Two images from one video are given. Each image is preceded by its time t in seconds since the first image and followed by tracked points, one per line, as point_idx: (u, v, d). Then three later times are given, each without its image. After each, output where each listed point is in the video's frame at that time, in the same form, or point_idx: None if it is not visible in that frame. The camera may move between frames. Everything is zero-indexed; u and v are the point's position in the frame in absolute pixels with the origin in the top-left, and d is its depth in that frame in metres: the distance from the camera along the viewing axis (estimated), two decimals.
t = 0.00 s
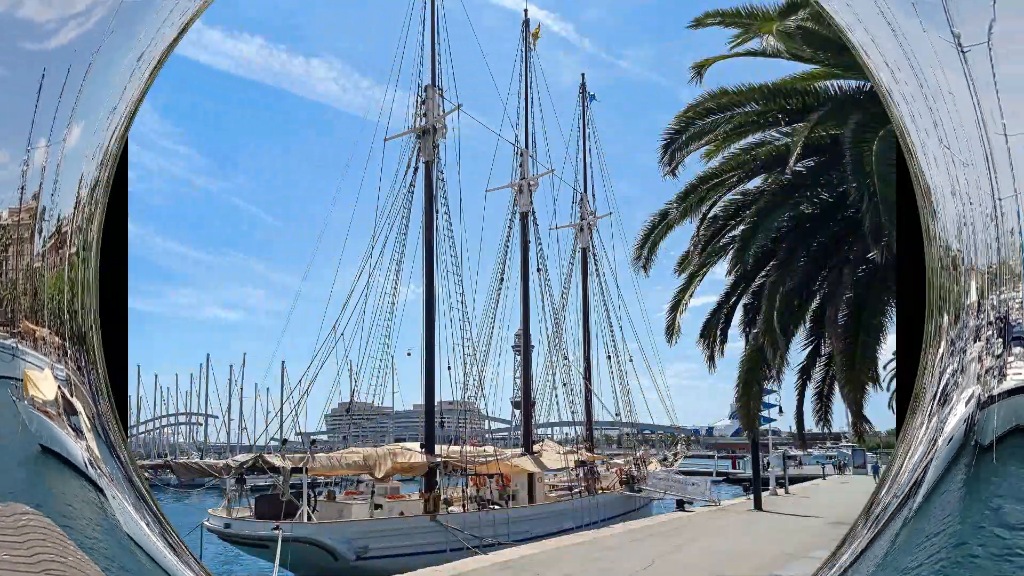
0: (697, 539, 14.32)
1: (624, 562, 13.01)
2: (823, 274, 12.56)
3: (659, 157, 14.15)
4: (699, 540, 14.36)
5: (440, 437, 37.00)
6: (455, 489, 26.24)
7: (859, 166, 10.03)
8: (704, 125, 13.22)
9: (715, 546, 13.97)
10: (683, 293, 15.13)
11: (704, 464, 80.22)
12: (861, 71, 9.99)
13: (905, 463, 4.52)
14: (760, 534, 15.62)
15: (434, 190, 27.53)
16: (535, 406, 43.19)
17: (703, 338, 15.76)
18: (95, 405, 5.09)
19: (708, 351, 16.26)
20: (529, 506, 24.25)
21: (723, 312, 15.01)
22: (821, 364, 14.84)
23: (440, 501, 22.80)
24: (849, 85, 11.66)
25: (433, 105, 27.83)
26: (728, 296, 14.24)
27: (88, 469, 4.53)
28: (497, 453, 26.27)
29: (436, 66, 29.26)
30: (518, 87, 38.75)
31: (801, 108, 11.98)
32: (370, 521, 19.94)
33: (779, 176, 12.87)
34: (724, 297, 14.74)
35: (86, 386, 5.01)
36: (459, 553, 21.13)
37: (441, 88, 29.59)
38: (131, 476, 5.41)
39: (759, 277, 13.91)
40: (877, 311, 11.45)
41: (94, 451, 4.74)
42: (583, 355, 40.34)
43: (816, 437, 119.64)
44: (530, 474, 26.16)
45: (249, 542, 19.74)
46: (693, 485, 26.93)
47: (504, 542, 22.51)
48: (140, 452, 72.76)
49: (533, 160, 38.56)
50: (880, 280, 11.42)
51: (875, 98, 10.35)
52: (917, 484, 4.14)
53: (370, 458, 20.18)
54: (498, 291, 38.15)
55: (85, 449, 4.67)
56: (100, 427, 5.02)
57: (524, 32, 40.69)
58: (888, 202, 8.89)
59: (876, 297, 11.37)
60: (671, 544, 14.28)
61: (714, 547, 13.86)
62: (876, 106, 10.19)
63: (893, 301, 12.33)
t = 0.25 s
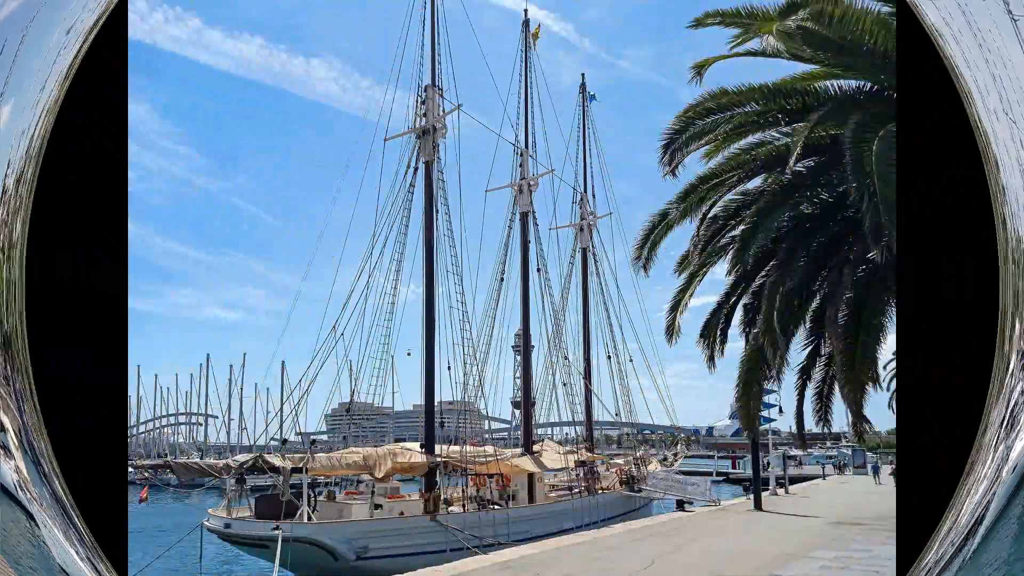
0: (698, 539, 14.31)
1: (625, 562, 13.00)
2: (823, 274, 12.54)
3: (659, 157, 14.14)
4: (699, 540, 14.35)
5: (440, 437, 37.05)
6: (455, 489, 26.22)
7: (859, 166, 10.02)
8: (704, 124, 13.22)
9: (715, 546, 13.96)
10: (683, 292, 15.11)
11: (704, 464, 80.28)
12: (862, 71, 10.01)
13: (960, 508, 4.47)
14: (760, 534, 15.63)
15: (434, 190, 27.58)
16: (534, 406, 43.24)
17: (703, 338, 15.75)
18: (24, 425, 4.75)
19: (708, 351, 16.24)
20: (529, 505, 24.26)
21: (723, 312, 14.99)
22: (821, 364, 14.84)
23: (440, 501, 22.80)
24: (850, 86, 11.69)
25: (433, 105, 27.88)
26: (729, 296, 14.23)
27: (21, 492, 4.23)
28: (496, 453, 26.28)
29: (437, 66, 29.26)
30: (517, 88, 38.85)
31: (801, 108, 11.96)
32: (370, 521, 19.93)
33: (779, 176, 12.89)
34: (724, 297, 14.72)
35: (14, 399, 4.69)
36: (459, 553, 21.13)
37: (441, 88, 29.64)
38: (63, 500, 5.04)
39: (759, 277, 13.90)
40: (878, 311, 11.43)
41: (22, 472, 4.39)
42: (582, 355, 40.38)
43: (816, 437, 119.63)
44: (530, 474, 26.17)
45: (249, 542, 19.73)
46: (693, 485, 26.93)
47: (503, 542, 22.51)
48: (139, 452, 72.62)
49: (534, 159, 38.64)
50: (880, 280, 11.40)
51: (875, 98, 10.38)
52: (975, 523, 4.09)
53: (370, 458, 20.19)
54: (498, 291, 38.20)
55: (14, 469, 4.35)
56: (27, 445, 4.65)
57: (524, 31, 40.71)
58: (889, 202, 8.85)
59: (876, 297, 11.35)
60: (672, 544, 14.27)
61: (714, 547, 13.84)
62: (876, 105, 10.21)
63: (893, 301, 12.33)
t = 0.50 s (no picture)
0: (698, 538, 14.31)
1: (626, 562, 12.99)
2: (823, 274, 12.58)
3: (659, 157, 14.12)
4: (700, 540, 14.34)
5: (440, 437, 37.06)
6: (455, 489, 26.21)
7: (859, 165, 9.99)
8: (704, 124, 13.21)
9: (715, 546, 13.96)
10: (683, 292, 15.13)
11: (704, 464, 80.41)
12: (862, 72, 10.08)
13: None
14: (760, 534, 15.65)
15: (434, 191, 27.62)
16: (535, 406, 43.28)
17: (703, 338, 15.76)
18: None
19: (708, 351, 16.25)
20: (529, 505, 24.26)
21: (723, 312, 15.01)
22: (820, 364, 14.86)
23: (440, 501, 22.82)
24: (850, 86, 11.71)
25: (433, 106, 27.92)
26: (728, 296, 14.24)
27: None
28: (497, 453, 26.31)
29: (437, 66, 29.20)
30: (517, 87, 38.42)
31: (801, 108, 11.99)
32: (370, 520, 19.93)
33: (779, 176, 12.89)
34: (724, 297, 14.74)
35: None
36: (459, 553, 21.16)
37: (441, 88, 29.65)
38: None
39: (759, 277, 13.92)
40: (877, 312, 11.42)
41: None
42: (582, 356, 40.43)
43: (816, 436, 119.52)
44: (530, 474, 26.19)
45: (249, 542, 19.69)
46: (693, 485, 27.00)
47: (503, 542, 22.51)
48: (140, 452, 72.60)
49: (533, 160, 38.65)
50: (880, 280, 11.37)
51: (874, 99, 10.48)
52: None
53: (370, 458, 20.19)
54: (498, 291, 38.10)
55: None
56: None
57: (524, 32, 40.73)
58: (888, 202, 8.82)
59: (876, 297, 11.33)
60: (672, 544, 14.27)
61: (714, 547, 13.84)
62: (876, 106, 10.28)
63: (894, 301, 12.34)
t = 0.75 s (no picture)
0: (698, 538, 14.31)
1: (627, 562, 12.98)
2: (823, 273, 12.74)
3: (659, 157, 14.12)
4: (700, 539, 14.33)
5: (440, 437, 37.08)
6: (454, 489, 26.19)
7: (859, 164, 9.93)
8: (704, 124, 13.20)
9: (715, 546, 13.96)
10: (683, 292, 15.13)
11: (704, 464, 80.52)
12: (861, 72, 10.14)
13: None
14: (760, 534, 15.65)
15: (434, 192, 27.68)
16: (535, 406, 43.34)
17: (703, 338, 15.77)
18: None
19: (708, 351, 16.25)
20: (529, 505, 24.26)
21: (723, 313, 15.00)
22: (820, 364, 14.86)
23: (440, 501, 22.82)
24: (850, 86, 11.71)
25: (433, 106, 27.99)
26: (728, 296, 14.24)
27: None
28: (497, 453, 26.33)
29: (438, 66, 29.31)
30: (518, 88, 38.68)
31: (801, 108, 12.00)
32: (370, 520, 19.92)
33: (779, 175, 12.85)
34: (724, 297, 14.74)
35: None
36: (459, 553, 21.16)
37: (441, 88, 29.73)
38: None
39: (759, 277, 13.93)
40: (877, 311, 11.36)
41: None
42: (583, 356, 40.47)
43: (816, 436, 119.54)
44: (530, 474, 26.21)
45: (249, 542, 19.68)
46: (692, 485, 27.03)
47: (504, 542, 22.51)
48: (140, 452, 72.70)
49: (534, 160, 38.71)
50: (880, 280, 11.32)
51: (874, 99, 10.60)
52: None
53: (370, 457, 20.20)
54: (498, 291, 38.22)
55: None
56: None
57: (524, 33, 40.82)
58: (888, 201, 8.83)
59: (876, 297, 11.28)
60: (672, 544, 14.27)
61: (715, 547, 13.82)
62: (875, 106, 10.37)
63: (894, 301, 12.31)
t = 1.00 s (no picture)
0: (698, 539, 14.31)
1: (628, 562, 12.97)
2: (823, 273, 12.76)
3: (659, 157, 14.11)
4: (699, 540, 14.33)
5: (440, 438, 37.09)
6: (454, 489, 26.19)
7: (859, 164, 9.93)
8: (704, 124, 13.21)
9: (715, 546, 13.96)
10: (683, 292, 15.13)
11: (704, 464, 80.52)
12: (862, 72, 10.16)
13: None
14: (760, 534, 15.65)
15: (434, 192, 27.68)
16: (535, 406, 43.36)
17: (703, 338, 15.76)
18: None
19: (708, 351, 16.25)
20: (529, 505, 24.25)
21: (723, 312, 15.00)
22: (820, 364, 14.86)
23: (440, 501, 22.83)
24: (850, 86, 11.71)
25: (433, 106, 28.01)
26: (728, 296, 14.25)
27: None
28: (497, 453, 26.34)
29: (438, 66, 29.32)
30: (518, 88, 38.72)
31: (801, 108, 12.00)
32: (370, 520, 19.92)
33: (779, 175, 12.84)
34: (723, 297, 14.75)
35: None
36: (459, 553, 21.17)
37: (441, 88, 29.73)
38: None
39: (759, 277, 13.95)
40: (877, 311, 11.35)
41: None
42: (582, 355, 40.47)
43: (815, 435, 119.53)
44: (530, 474, 26.22)
45: (250, 542, 19.68)
46: (692, 485, 27.03)
47: (504, 542, 22.51)
48: (140, 452, 72.68)
49: (534, 159, 38.65)
50: (880, 280, 11.32)
51: (874, 99, 10.60)
52: None
53: (370, 457, 20.19)
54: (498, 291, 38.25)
55: None
56: None
57: (524, 33, 40.82)
58: (888, 202, 8.83)
59: (875, 297, 11.27)
60: (672, 543, 14.27)
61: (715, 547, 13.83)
62: (876, 106, 10.38)
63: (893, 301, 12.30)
